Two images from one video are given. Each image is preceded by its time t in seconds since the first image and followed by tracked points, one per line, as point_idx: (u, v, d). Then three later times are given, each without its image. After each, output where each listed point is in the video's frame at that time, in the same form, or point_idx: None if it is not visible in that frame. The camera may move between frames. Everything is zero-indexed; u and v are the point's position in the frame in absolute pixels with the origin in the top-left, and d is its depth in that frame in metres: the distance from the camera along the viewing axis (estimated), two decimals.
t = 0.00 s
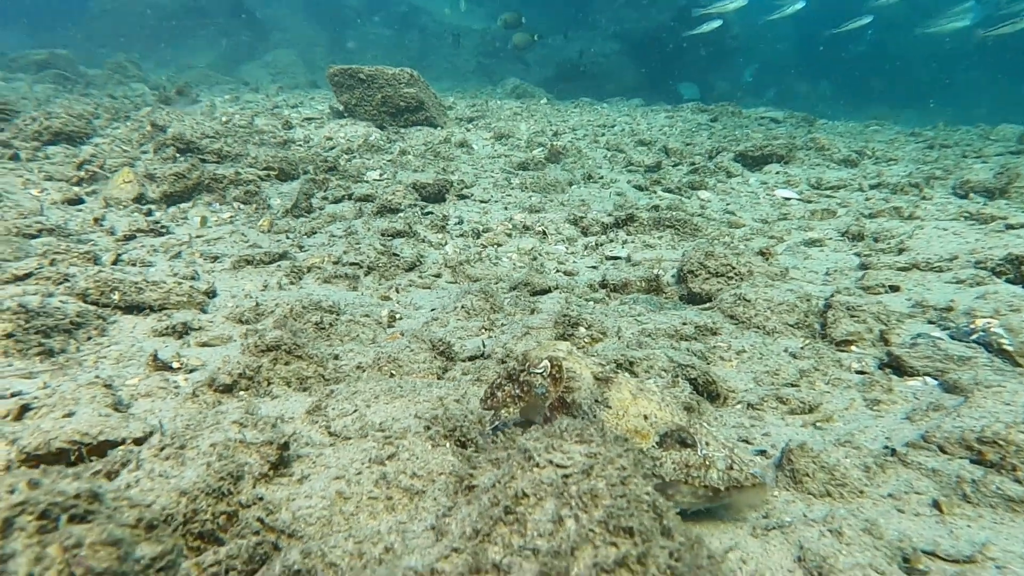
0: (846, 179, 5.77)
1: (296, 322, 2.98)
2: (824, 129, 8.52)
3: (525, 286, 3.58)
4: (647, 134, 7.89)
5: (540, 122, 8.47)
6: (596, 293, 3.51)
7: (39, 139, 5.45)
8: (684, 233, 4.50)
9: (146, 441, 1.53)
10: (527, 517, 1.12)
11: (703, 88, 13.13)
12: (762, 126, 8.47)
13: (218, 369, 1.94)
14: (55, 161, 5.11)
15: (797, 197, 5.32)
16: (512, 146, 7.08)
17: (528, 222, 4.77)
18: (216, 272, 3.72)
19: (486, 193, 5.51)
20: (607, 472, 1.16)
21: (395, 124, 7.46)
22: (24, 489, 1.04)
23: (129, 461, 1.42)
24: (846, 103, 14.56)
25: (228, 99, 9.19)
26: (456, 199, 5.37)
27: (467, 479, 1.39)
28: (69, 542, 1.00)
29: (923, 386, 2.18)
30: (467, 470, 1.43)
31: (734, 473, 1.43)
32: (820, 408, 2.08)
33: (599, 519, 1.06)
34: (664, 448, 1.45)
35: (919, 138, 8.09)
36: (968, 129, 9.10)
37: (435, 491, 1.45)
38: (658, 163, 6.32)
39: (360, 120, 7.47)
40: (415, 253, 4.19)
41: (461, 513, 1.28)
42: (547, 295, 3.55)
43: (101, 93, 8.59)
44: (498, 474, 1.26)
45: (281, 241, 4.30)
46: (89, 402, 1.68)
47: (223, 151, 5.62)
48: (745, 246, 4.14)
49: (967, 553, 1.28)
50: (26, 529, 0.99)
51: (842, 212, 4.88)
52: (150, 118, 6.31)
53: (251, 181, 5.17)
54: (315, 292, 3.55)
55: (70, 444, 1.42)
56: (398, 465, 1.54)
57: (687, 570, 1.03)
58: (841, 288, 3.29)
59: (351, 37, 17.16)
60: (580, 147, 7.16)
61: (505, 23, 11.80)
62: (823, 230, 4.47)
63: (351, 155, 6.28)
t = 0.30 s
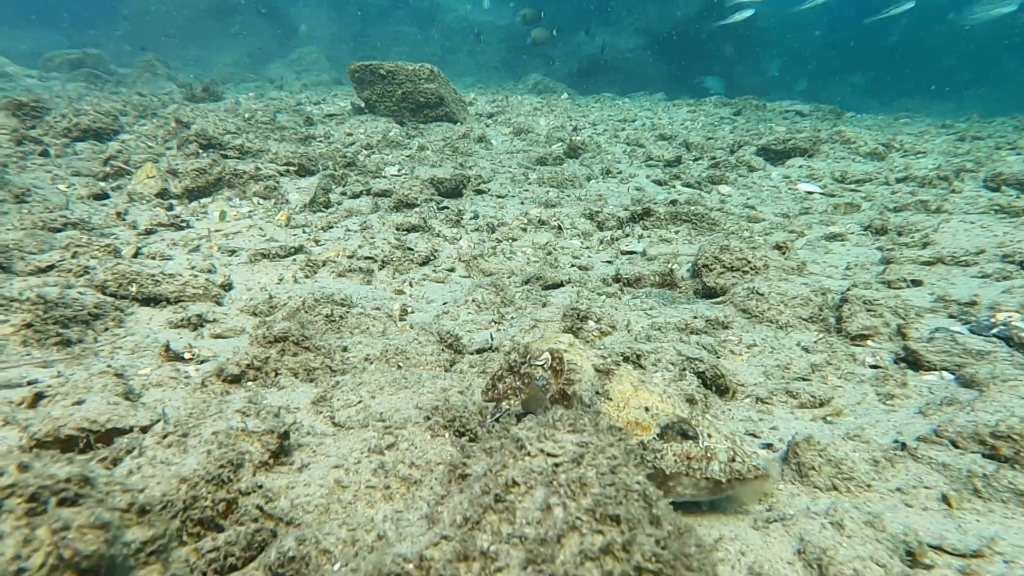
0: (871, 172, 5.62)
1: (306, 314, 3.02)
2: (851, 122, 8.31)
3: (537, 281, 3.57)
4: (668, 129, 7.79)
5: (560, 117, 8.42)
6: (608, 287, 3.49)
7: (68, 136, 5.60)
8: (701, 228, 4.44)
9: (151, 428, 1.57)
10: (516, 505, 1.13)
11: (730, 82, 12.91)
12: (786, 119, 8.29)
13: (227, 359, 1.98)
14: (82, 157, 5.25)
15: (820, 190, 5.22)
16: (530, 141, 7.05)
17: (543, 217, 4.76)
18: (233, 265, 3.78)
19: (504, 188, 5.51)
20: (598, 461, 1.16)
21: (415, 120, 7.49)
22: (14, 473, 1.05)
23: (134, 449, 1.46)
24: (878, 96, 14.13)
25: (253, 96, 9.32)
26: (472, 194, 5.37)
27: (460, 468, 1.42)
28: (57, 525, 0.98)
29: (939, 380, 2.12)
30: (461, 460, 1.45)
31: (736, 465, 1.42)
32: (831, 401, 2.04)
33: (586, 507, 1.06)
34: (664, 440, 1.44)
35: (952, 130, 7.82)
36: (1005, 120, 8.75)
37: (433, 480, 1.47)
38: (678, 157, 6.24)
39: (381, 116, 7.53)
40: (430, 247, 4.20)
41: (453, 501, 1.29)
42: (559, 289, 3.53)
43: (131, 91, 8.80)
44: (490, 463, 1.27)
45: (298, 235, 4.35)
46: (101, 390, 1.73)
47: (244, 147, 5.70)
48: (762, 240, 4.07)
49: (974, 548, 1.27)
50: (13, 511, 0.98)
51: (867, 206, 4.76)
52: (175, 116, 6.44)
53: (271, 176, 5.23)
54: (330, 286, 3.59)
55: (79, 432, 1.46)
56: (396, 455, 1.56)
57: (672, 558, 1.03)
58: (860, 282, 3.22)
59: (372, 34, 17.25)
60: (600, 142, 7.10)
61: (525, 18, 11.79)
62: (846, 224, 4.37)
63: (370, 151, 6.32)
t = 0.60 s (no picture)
0: (895, 168, 5.50)
1: (314, 310, 3.06)
2: (877, 117, 8.11)
3: (547, 277, 3.56)
4: (687, 125, 7.71)
5: (579, 114, 8.39)
6: (619, 284, 3.47)
7: (94, 134, 5.73)
8: (716, 224, 4.39)
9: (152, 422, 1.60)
10: (504, 500, 1.13)
11: (754, 78, 12.75)
12: (809, 115, 8.13)
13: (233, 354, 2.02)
14: (106, 155, 5.37)
15: (841, 186, 5.13)
16: (548, 138, 7.03)
17: (557, 214, 4.75)
18: (247, 261, 3.83)
19: (519, 185, 5.51)
20: (587, 456, 1.16)
21: (433, 117, 7.51)
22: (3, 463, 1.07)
23: (135, 442, 1.49)
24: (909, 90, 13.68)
25: (275, 95, 9.44)
26: (487, 191, 5.37)
27: (451, 463, 1.42)
28: (43, 516, 1.00)
29: (952, 378, 2.08)
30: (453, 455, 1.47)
31: (735, 462, 1.41)
32: (839, 399, 2.01)
33: (571, 502, 1.07)
34: (663, 436, 1.44)
35: (982, 124, 7.58)
36: None
37: (427, 475, 1.49)
38: (696, 153, 6.18)
39: (399, 114, 7.58)
40: (441, 244, 4.21)
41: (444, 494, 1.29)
42: (570, 286, 3.52)
43: (158, 90, 8.97)
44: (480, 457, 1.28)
45: (312, 232, 4.40)
46: (109, 384, 1.77)
47: (263, 145, 5.78)
48: (776, 237, 4.01)
49: (978, 547, 1.25)
50: None
51: (889, 202, 4.67)
52: (197, 114, 6.55)
53: (288, 173, 5.30)
54: (342, 282, 3.62)
55: (85, 424, 1.50)
56: (393, 450, 1.59)
57: (656, 553, 1.04)
58: (877, 280, 3.17)
59: (392, 32, 17.34)
60: (618, 139, 7.06)
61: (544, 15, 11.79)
62: (866, 221, 4.28)
63: (386, 148, 6.36)
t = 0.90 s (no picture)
0: (918, 166, 5.38)
1: (322, 310, 3.09)
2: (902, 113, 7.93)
3: (557, 278, 3.56)
4: (707, 123, 7.63)
5: (597, 113, 8.35)
6: (630, 285, 3.45)
7: (117, 136, 5.85)
8: (731, 224, 4.34)
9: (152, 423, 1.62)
10: (490, 504, 1.14)
11: (779, 76, 12.63)
12: (832, 112, 7.99)
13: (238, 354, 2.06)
14: (129, 157, 5.48)
15: (862, 185, 5.05)
16: (564, 137, 7.02)
17: (570, 214, 4.74)
18: (260, 262, 3.89)
19: (534, 185, 5.51)
20: (574, 461, 1.16)
21: (450, 118, 7.54)
22: None
23: (134, 442, 1.52)
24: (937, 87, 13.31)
25: (296, 95, 9.57)
26: (502, 191, 5.38)
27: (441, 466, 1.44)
28: (26, 519, 1.00)
29: (965, 381, 2.03)
30: (445, 457, 1.49)
31: (733, 465, 1.40)
32: (846, 402, 1.98)
33: (555, 506, 1.07)
34: (662, 439, 1.43)
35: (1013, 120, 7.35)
36: None
37: (420, 478, 1.51)
38: (713, 153, 6.12)
39: (417, 114, 7.62)
40: (452, 244, 4.23)
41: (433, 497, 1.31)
42: (579, 287, 3.52)
43: (182, 92, 9.15)
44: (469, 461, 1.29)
45: (325, 232, 4.45)
46: (116, 384, 1.82)
47: (281, 146, 5.86)
48: (788, 237, 3.94)
49: (981, 554, 1.23)
50: None
51: (912, 201, 4.57)
52: (218, 116, 6.66)
53: (304, 174, 5.36)
54: (353, 282, 3.66)
55: (89, 424, 1.54)
56: (389, 451, 1.61)
57: (637, 558, 1.04)
58: (895, 280, 3.11)
59: (411, 32, 17.45)
60: (635, 138, 7.02)
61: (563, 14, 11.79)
62: (886, 220, 4.20)
63: (403, 149, 6.40)
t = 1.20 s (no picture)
0: (943, 168, 5.25)
1: (330, 315, 3.14)
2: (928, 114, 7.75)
3: (568, 283, 3.55)
4: (726, 125, 7.55)
5: (614, 115, 8.32)
6: (642, 290, 3.42)
7: (141, 142, 6.00)
8: (748, 228, 4.28)
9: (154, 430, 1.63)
10: (479, 517, 1.14)
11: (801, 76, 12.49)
12: (855, 113, 7.85)
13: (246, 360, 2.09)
14: (151, 163, 5.61)
15: (884, 187, 4.94)
16: (581, 140, 7.00)
17: (584, 218, 4.72)
18: (274, 266, 3.95)
19: (549, 189, 5.50)
20: (565, 473, 1.16)
21: (467, 121, 7.58)
22: None
23: (136, 450, 1.53)
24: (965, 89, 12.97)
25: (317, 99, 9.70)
26: (517, 194, 5.38)
27: (434, 476, 1.46)
28: (10, 533, 1.02)
29: (981, 391, 1.98)
30: (439, 467, 1.50)
31: (734, 476, 1.38)
32: (856, 412, 1.94)
33: (542, 521, 1.08)
34: (663, 449, 1.41)
35: None
36: None
37: (415, 488, 1.52)
38: (731, 155, 6.05)
39: (435, 117, 7.66)
40: (465, 249, 4.24)
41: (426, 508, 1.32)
42: (590, 291, 3.50)
43: (206, 98, 9.34)
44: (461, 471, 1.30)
45: (338, 237, 4.50)
46: (124, 390, 1.86)
47: (299, 150, 5.94)
48: (804, 241, 3.88)
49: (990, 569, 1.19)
50: None
51: (936, 203, 4.47)
52: (239, 121, 6.78)
53: (321, 179, 5.43)
54: (365, 287, 3.69)
55: (94, 431, 1.57)
56: (386, 460, 1.63)
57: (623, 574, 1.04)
58: (913, 285, 3.04)
59: (430, 36, 17.58)
60: (653, 141, 6.97)
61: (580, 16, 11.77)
62: (907, 223, 4.11)
63: (419, 153, 6.45)
